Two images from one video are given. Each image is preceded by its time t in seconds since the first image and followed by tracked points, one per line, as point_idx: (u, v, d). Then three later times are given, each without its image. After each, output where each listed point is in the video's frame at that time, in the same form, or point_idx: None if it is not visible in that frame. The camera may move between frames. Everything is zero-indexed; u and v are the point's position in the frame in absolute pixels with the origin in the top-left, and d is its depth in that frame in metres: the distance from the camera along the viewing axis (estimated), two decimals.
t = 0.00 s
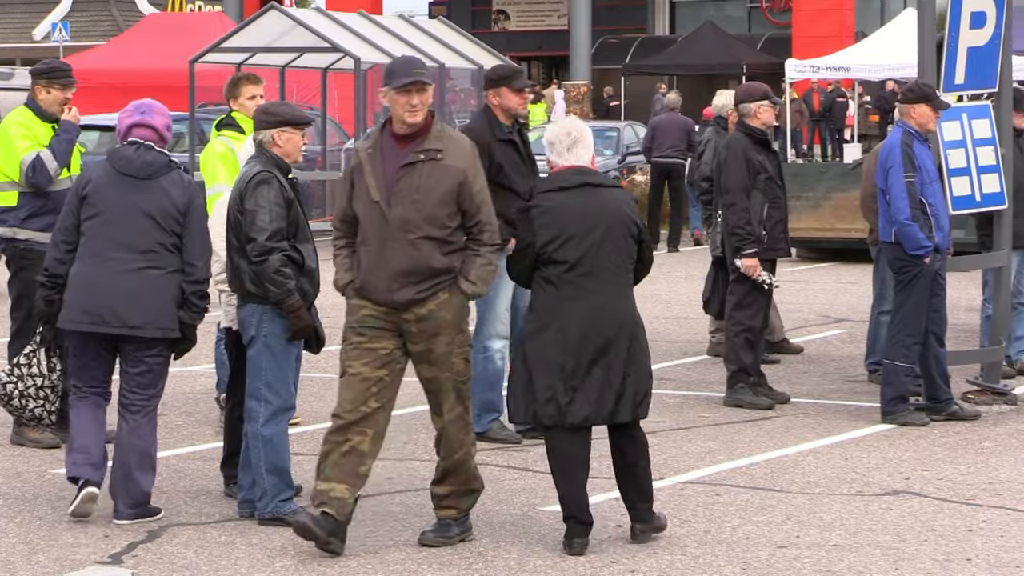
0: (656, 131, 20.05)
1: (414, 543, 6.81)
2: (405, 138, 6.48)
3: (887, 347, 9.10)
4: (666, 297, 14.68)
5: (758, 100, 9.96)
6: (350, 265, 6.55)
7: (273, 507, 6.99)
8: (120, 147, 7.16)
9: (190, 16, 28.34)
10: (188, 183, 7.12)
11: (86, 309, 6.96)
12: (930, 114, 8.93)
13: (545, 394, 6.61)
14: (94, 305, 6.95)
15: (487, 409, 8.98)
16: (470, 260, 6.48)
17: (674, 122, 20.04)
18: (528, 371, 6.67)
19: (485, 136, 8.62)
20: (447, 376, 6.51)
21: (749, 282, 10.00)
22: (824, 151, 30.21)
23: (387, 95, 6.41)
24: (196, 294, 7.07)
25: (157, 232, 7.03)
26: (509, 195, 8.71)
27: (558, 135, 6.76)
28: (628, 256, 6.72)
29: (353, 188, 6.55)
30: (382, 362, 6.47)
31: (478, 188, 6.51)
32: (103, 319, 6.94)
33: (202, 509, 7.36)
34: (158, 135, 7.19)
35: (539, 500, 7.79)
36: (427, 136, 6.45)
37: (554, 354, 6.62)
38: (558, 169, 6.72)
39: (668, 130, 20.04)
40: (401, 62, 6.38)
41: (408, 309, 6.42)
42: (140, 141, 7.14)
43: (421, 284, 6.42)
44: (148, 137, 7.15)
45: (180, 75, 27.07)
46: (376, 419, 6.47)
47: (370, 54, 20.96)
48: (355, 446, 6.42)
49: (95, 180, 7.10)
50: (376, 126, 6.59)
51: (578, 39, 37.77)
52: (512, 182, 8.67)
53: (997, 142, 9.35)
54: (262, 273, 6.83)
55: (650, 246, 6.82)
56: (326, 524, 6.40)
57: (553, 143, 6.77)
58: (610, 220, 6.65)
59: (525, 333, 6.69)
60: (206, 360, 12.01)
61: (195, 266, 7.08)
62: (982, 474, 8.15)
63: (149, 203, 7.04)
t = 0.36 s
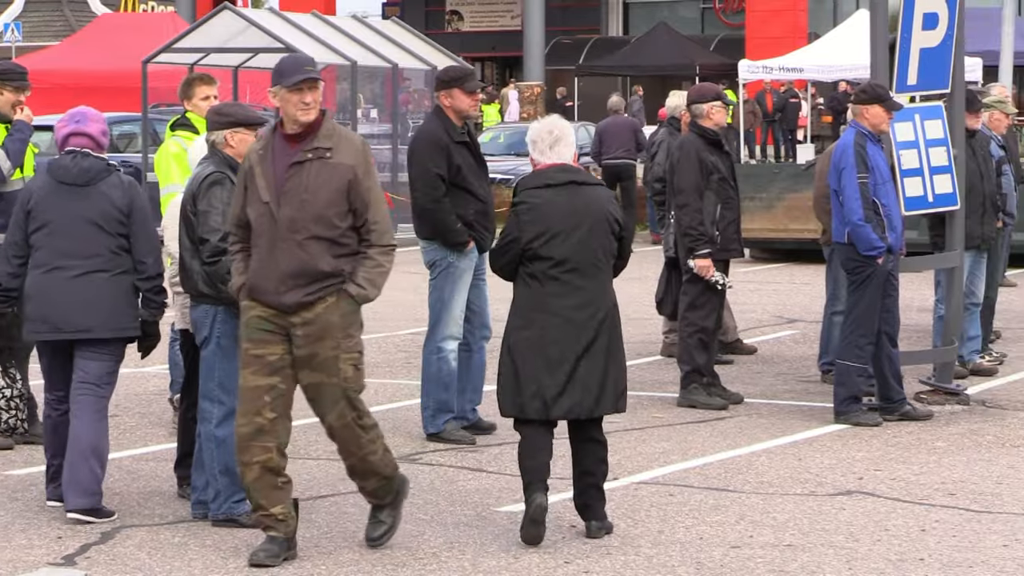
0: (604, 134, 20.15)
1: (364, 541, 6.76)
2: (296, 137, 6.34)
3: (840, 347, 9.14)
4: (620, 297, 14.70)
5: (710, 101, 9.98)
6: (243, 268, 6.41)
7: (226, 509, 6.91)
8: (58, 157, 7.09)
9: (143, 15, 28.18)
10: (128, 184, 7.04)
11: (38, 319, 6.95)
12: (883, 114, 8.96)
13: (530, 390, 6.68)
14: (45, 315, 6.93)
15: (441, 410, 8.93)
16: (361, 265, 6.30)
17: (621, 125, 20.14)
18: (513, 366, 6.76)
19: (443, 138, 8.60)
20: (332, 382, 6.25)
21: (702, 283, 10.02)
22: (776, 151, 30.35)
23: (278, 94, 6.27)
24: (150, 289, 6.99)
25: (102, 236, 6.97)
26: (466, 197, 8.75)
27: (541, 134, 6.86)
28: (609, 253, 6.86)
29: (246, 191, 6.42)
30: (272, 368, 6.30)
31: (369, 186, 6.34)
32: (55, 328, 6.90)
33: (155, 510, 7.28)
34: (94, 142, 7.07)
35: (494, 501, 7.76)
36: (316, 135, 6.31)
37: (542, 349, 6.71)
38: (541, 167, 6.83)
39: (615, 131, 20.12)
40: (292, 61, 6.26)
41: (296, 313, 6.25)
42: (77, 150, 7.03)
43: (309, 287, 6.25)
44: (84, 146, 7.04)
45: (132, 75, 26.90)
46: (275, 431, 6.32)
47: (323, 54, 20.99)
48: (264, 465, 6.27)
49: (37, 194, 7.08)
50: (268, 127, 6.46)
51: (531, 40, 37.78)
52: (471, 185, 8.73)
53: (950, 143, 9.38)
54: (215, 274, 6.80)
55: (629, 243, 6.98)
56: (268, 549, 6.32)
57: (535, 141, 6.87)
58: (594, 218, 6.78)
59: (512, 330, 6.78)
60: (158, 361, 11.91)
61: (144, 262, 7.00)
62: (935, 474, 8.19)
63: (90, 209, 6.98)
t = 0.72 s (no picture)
0: (566, 135, 20.17)
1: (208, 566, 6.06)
2: (223, 140, 6.16)
3: (805, 348, 9.15)
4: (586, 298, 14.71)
5: (676, 102, 9.99)
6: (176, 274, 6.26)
7: (191, 510, 6.86)
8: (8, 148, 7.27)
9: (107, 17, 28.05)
10: (75, 169, 7.24)
11: None
12: (849, 115, 8.96)
13: (506, 384, 6.79)
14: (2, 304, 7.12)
15: (407, 410, 8.88)
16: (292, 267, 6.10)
17: (582, 124, 20.13)
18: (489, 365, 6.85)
19: (415, 135, 8.57)
20: (255, 382, 6.03)
21: (668, 283, 10.02)
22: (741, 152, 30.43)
23: (203, 96, 6.08)
24: (102, 268, 7.21)
25: (54, 222, 7.17)
26: (439, 194, 8.73)
27: (500, 135, 6.97)
28: (571, 250, 6.98)
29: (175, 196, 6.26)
30: (216, 380, 6.17)
31: (300, 186, 6.15)
32: (12, 315, 7.10)
33: (121, 511, 7.23)
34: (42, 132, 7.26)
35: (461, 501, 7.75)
36: (242, 137, 6.12)
37: (513, 345, 6.80)
38: (502, 166, 6.93)
39: (578, 132, 20.11)
40: (216, 62, 6.08)
41: (228, 320, 6.06)
42: (26, 140, 7.22)
43: (240, 293, 6.06)
44: (32, 136, 7.22)
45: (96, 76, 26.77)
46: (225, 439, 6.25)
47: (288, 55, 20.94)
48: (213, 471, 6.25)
49: None
50: (195, 129, 6.28)
51: (497, 40, 37.78)
52: (443, 181, 8.71)
53: (915, 143, 9.40)
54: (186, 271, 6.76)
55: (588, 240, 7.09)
56: (226, 556, 6.04)
57: (494, 142, 6.98)
58: (557, 216, 6.90)
59: (482, 328, 6.88)
60: (124, 363, 11.84)
61: (93, 241, 7.19)
62: (900, 474, 8.21)
63: (40, 197, 7.17)
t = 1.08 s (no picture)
0: (539, 139, 20.08)
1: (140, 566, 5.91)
2: (163, 145, 6.00)
3: (770, 348, 9.17)
4: (551, 297, 14.69)
5: (640, 102, 9.97)
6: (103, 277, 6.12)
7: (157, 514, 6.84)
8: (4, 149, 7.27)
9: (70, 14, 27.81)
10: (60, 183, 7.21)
11: None
12: (814, 115, 8.98)
13: (423, 375, 6.83)
14: None
15: (373, 409, 8.89)
16: (221, 278, 5.97)
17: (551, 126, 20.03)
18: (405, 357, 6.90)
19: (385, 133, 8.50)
20: (176, 398, 5.87)
21: (633, 283, 10.01)
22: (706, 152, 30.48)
23: (149, 99, 5.92)
24: (58, 283, 7.13)
25: (28, 228, 7.17)
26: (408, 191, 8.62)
27: (422, 133, 7.03)
28: (490, 246, 7.02)
29: (106, 197, 6.11)
30: (143, 389, 6.06)
31: (236, 198, 6.01)
32: None
33: (86, 512, 7.15)
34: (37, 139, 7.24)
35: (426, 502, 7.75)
36: (182, 144, 5.97)
37: (430, 337, 6.85)
38: (425, 164, 6.99)
39: (550, 135, 20.04)
40: (165, 66, 5.93)
41: (155, 329, 5.93)
42: (22, 145, 7.23)
43: (167, 303, 5.92)
44: (27, 141, 7.23)
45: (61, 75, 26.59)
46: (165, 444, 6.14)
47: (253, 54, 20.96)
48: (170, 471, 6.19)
49: None
50: (132, 130, 6.11)
51: (463, 40, 37.77)
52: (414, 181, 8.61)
53: (879, 143, 9.40)
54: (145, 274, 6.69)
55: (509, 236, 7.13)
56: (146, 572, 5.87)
57: (417, 140, 7.05)
58: (478, 212, 6.96)
59: (400, 321, 6.93)
60: (88, 363, 11.74)
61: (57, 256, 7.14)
62: (865, 474, 8.22)
63: (20, 205, 7.17)
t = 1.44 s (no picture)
0: (520, 136, 20.08)
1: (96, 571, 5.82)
2: (100, 139, 5.81)
3: (738, 348, 9.17)
4: (520, 298, 14.68)
5: (609, 103, 9.98)
6: (32, 274, 5.81)
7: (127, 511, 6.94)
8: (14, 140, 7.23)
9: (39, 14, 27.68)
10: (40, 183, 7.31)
11: None
12: (782, 116, 8.98)
13: (360, 371, 7.06)
14: None
15: (344, 410, 8.99)
16: (166, 275, 5.86)
17: (531, 125, 20.06)
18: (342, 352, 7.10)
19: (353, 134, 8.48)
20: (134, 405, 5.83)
21: (602, 284, 10.00)
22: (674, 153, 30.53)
23: (89, 91, 5.72)
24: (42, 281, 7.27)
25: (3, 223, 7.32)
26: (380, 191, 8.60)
27: (369, 135, 7.18)
28: (433, 248, 7.19)
29: (38, 192, 5.82)
30: (64, 385, 5.76)
31: (177, 193, 5.89)
32: None
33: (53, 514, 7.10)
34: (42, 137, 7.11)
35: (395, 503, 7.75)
36: (122, 138, 5.81)
37: (369, 335, 7.06)
38: (372, 166, 7.13)
39: (531, 132, 20.05)
40: (105, 58, 5.75)
41: (97, 327, 5.74)
42: (26, 141, 7.15)
43: (111, 301, 5.75)
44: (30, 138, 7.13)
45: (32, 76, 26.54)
46: (63, 448, 5.78)
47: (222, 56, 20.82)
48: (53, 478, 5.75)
49: None
50: (64, 123, 5.86)
51: (432, 41, 37.75)
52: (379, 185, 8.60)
53: (847, 144, 9.42)
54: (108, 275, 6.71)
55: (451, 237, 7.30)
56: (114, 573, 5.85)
57: (364, 143, 7.18)
58: (422, 215, 7.12)
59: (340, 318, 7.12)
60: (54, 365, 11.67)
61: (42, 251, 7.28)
62: (833, 474, 8.24)
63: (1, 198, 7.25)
